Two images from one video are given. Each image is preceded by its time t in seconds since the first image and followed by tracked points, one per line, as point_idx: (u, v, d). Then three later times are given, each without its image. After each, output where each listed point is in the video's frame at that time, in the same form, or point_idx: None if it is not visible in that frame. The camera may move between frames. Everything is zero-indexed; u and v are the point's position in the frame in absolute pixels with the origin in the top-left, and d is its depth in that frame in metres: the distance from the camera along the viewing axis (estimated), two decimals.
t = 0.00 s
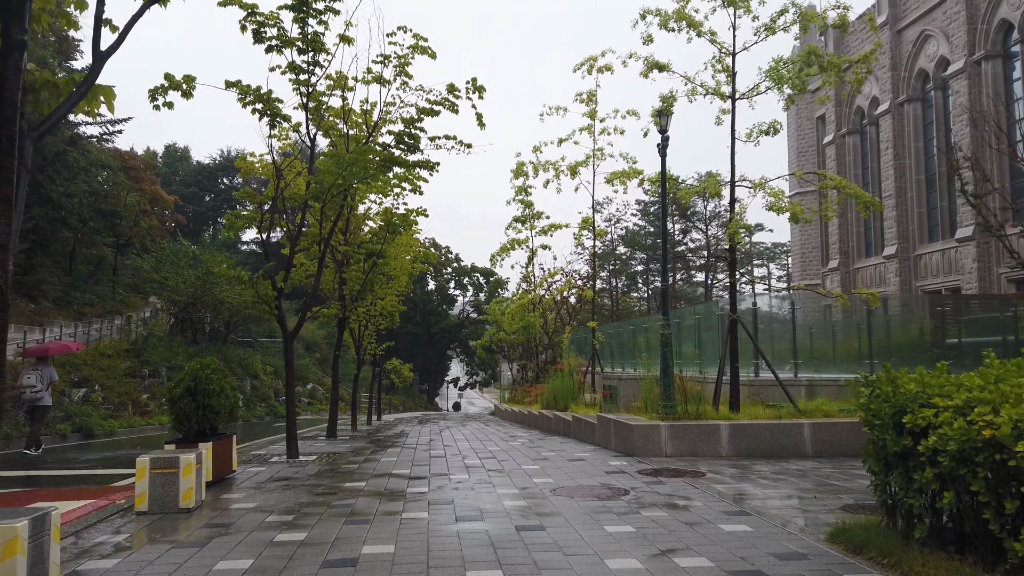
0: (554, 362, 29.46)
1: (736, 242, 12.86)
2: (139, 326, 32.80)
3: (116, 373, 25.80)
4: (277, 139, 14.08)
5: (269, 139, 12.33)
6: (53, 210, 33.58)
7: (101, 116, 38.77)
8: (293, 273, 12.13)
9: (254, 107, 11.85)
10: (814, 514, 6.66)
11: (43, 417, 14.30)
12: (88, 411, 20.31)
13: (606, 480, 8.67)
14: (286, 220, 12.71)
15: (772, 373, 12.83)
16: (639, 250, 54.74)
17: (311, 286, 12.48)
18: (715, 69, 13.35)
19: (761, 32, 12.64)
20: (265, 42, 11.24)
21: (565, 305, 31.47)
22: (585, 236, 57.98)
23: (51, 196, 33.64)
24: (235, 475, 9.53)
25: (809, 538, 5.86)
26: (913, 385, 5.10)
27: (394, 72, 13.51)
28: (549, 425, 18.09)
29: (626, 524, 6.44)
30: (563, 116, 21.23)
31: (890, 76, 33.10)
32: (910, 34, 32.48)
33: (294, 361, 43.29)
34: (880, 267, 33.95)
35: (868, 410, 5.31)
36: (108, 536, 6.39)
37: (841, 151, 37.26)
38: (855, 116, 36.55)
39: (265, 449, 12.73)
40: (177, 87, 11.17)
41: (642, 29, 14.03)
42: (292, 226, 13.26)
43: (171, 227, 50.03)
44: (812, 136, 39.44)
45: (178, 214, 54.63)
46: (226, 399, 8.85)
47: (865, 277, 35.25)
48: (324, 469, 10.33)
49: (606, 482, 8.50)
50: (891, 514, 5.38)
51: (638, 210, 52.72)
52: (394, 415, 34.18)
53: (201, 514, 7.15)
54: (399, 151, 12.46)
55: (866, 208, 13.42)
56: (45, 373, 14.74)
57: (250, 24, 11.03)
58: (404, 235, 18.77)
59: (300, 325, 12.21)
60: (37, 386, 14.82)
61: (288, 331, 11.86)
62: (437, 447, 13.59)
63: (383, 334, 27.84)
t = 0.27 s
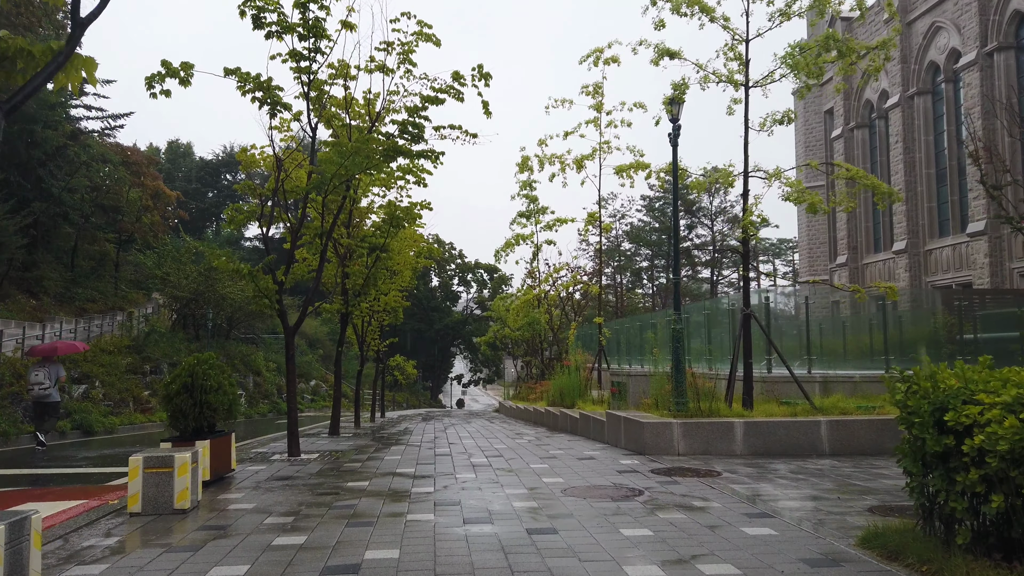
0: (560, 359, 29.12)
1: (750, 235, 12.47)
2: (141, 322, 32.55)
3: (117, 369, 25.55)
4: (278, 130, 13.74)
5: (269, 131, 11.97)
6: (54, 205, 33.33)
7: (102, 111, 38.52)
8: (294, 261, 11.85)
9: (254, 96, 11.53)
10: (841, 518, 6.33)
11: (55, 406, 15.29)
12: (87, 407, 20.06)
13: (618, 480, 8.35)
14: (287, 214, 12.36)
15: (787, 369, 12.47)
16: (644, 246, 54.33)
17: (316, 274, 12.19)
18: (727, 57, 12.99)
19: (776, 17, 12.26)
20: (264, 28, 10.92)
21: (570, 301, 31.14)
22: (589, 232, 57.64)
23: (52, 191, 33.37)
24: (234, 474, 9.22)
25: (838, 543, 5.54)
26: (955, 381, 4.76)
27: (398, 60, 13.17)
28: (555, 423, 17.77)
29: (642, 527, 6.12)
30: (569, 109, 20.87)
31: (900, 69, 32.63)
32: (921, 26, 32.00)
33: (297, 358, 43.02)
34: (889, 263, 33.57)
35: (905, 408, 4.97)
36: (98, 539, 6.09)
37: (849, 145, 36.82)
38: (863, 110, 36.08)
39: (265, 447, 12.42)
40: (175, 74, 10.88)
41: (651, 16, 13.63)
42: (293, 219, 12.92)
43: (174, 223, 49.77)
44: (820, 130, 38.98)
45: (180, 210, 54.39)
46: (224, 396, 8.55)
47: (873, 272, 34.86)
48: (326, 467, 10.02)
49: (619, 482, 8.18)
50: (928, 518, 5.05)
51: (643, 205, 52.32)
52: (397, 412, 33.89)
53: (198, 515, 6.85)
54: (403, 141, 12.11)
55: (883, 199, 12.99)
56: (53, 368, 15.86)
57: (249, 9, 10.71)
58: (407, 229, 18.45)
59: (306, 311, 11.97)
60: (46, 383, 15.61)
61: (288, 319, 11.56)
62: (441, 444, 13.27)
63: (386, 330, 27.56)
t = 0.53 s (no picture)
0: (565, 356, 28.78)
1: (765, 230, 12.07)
2: (142, 319, 32.26)
3: (118, 366, 25.25)
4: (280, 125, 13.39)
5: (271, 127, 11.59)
6: (55, 201, 33.04)
7: (103, 106, 38.22)
8: (294, 249, 11.45)
9: (254, 86, 11.19)
10: (873, 528, 5.97)
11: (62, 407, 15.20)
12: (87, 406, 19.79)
13: (633, 484, 8.00)
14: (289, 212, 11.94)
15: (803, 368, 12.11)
16: (648, 243, 53.95)
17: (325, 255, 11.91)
18: (740, 47, 12.63)
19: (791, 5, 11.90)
20: (264, 16, 10.58)
21: (576, 298, 30.79)
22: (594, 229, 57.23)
23: (53, 187, 33.11)
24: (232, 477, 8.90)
25: (874, 556, 5.19)
26: (1005, 384, 4.41)
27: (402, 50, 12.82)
28: (562, 422, 17.43)
29: (663, 537, 5.78)
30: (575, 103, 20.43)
31: (910, 63, 32.20)
32: (931, 19, 31.53)
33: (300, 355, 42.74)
34: (898, 259, 33.21)
35: (950, 412, 4.62)
36: (87, 548, 5.76)
37: (858, 141, 36.36)
38: (872, 105, 35.65)
39: (265, 448, 12.08)
40: (172, 63, 10.54)
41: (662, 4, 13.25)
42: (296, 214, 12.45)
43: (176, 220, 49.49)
44: (828, 125, 38.53)
45: (183, 207, 54.12)
46: (222, 395, 8.24)
47: (882, 269, 34.49)
48: (329, 469, 9.69)
49: (633, 487, 7.82)
50: (971, 528, 4.71)
51: (648, 202, 51.91)
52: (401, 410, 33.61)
53: (194, 522, 6.53)
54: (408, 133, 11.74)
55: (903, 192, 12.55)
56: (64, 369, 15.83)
57: None
58: (410, 225, 18.11)
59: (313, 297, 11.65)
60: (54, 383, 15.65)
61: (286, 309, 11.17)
62: (446, 445, 12.94)
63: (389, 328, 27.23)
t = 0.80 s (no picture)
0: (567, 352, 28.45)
1: (776, 222, 11.74)
2: (140, 314, 31.94)
3: (114, 362, 24.93)
4: (277, 115, 13.04)
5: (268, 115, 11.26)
6: (51, 195, 32.69)
7: (101, 100, 37.86)
8: (291, 243, 11.10)
9: (250, 73, 10.84)
10: (900, 532, 5.64)
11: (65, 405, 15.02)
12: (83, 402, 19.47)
13: (643, 484, 7.67)
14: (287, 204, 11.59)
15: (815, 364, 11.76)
16: (650, 238, 53.59)
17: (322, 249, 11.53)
18: (749, 34, 12.30)
19: None
20: None
21: (577, 294, 30.46)
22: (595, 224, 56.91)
23: (50, 181, 32.77)
24: (226, 476, 8.58)
25: (907, 563, 4.86)
26: None
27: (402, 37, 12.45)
28: (565, 419, 17.11)
29: (678, 542, 5.45)
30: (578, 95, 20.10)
31: (916, 56, 31.81)
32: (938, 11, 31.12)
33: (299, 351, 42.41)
34: (903, 254, 32.89)
35: (992, 410, 4.29)
36: (69, 554, 5.43)
37: (862, 135, 35.99)
38: (877, 98, 35.27)
39: (262, 446, 11.77)
40: (164, 48, 10.19)
41: None
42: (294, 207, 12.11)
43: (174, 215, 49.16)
44: (833, 119, 38.16)
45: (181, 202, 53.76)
46: (215, 392, 7.89)
47: (887, 264, 34.16)
48: (327, 468, 9.36)
49: (643, 487, 7.50)
50: (1012, 534, 4.38)
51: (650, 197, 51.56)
52: (401, 406, 33.29)
53: (183, 525, 6.21)
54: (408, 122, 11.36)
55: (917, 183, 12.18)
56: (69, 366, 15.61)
57: None
58: (411, 218, 17.78)
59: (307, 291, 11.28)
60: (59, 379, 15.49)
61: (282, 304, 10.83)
62: (448, 442, 12.60)
63: (388, 324, 26.92)
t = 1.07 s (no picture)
0: (570, 349, 28.08)
1: (788, 215, 11.36)
2: (137, 311, 31.60)
3: (111, 359, 24.61)
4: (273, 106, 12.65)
5: (262, 105, 10.85)
6: (48, 190, 32.36)
7: (98, 94, 37.47)
8: (287, 236, 10.71)
9: (243, 60, 10.46)
10: (932, 544, 5.27)
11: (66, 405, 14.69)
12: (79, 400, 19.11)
13: (653, 489, 7.30)
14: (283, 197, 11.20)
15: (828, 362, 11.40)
16: (652, 233, 53.21)
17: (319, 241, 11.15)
18: (759, 21, 11.94)
19: None
20: None
21: (580, 289, 30.08)
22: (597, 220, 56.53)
23: (47, 176, 32.43)
24: (217, 479, 8.22)
25: None
26: None
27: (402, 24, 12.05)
28: (568, 417, 16.74)
29: (696, 555, 5.09)
30: (581, 87, 19.70)
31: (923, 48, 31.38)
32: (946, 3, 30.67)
33: (299, 347, 42.06)
34: (909, 249, 32.52)
35: None
36: (43, 567, 5.07)
37: (868, 128, 35.55)
38: (883, 91, 34.83)
39: (258, 446, 11.41)
40: (154, 34, 9.82)
41: None
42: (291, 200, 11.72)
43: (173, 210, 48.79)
44: (838, 112, 37.72)
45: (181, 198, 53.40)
46: (204, 392, 7.54)
47: (893, 259, 33.80)
48: (322, 470, 8.99)
49: (654, 492, 7.13)
50: None
51: (653, 192, 51.14)
52: (401, 403, 32.93)
53: (168, 534, 5.85)
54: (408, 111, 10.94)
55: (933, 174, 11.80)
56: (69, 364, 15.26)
57: None
58: (411, 212, 17.42)
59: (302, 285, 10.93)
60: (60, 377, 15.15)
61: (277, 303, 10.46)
62: (448, 442, 12.24)
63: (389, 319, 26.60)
